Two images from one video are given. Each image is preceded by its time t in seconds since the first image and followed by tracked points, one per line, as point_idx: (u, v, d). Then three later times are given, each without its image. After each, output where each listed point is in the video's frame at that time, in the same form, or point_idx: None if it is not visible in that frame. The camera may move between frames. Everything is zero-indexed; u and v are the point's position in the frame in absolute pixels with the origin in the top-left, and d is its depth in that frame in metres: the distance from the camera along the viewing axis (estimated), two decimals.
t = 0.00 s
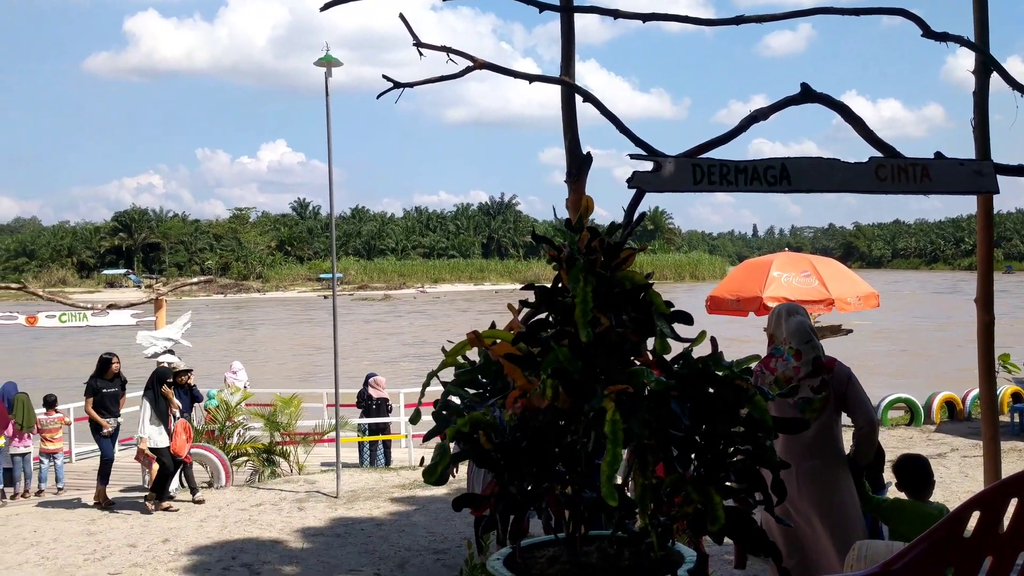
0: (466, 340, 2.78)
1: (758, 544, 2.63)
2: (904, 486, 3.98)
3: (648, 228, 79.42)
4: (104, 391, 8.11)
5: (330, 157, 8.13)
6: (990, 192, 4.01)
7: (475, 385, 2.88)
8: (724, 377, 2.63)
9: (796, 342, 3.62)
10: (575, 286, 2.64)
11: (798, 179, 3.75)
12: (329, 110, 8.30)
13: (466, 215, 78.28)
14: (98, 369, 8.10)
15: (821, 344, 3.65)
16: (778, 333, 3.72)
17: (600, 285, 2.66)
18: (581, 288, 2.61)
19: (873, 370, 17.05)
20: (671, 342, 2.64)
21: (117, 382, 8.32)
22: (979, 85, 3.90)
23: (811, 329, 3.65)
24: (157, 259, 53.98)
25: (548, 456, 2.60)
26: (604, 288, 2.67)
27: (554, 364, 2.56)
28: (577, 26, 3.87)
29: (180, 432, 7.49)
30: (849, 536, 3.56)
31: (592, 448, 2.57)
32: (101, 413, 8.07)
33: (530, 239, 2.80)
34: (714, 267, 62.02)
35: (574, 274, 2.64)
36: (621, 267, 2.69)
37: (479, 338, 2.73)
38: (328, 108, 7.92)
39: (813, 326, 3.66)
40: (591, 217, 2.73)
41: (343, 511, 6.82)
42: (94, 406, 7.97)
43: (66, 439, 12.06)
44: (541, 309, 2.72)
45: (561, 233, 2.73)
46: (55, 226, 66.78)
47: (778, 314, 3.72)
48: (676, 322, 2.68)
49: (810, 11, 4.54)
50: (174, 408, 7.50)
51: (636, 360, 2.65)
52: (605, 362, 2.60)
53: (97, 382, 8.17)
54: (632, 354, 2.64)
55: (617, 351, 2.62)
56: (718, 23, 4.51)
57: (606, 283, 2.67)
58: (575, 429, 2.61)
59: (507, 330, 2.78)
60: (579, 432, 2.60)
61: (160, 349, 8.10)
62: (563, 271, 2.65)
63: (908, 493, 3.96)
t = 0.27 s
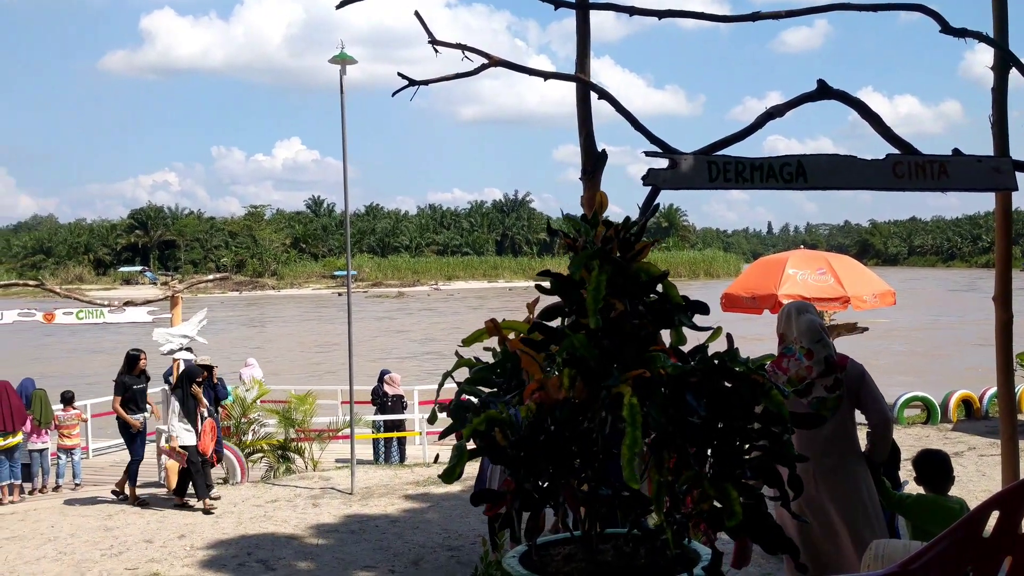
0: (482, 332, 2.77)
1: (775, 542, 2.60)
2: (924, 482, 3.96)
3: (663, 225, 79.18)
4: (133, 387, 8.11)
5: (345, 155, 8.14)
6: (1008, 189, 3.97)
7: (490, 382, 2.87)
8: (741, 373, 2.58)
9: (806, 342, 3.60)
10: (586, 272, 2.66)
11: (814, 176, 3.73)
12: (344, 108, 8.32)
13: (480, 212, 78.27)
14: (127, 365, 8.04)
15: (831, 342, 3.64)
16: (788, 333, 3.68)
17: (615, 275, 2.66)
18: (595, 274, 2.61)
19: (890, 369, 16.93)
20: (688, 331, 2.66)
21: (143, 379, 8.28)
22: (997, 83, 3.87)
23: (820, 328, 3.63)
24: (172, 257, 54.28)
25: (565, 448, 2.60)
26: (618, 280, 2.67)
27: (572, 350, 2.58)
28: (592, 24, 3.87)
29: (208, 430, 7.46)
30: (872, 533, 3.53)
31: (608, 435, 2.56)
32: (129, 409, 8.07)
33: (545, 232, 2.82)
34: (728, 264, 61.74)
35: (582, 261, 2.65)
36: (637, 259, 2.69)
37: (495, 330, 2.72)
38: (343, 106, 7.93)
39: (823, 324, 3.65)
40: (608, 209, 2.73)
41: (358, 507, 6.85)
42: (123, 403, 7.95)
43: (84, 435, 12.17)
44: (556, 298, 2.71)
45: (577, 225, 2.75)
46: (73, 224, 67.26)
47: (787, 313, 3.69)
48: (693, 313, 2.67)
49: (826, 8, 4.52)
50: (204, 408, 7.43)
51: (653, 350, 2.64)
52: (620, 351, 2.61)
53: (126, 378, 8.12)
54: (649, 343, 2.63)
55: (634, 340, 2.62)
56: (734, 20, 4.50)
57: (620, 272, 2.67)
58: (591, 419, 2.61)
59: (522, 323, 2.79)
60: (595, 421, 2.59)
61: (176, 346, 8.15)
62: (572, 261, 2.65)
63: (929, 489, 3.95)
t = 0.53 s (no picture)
0: (493, 331, 2.77)
1: (789, 541, 2.59)
2: (938, 481, 3.93)
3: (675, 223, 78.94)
4: (161, 382, 7.91)
5: (358, 152, 8.15)
6: None
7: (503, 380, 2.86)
8: (757, 371, 2.59)
9: (822, 340, 3.58)
10: (599, 272, 2.65)
11: (829, 174, 3.72)
12: (358, 106, 8.33)
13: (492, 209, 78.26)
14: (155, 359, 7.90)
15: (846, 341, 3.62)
16: (803, 330, 3.66)
17: (628, 274, 2.66)
18: (607, 274, 2.61)
19: (905, 368, 16.83)
20: (702, 330, 2.66)
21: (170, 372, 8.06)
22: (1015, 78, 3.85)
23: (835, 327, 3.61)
24: (186, 254, 54.56)
25: (578, 446, 2.60)
26: (631, 279, 2.66)
27: (581, 351, 2.57)
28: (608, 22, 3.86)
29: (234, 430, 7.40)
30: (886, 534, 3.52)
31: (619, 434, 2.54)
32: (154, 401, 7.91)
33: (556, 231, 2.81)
34: (741, 262, 61.52)
35: (593, 262, 2.65)
36: (650, 259, 2.68)
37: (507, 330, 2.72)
38: (357, 103, 7.95)
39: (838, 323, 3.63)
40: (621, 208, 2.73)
41: (371, 504, 6.87)
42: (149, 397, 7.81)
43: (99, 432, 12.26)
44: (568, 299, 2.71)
45: (588, 224, 2.75)
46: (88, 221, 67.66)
47: (803, 311, 3.67)
48: (706, 312, 2.67)
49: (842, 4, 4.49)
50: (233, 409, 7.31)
51: (666, 350, 2.64)
52: (634, 351, 2.61)
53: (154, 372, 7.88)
54: (662, 343, 2.63)
55: (647, 339, 2.62)
56: (749, 17, 4.48)
57: (633, 272, 2.66)
58: (604, 419, 2.59)
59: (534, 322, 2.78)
60: (607, 422, 2.58)
61: (190, 343, 8.18)
62: (582, 263, 2.66)
63: (943, 488, 3.92)
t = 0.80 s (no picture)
0: (508, 336, 2.78)
1: (804, 541, 2.58)
2: (948, 482, 3.91)
3: (688, 220, 78.71)
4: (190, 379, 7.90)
5: (370, 149, 8.16)
6: None
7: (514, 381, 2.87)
8: (769, 371, 2.59)
9: (837, 338, 3.56)
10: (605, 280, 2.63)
11: (842, 171, 3.70)
12: (370, 103, 8.34)
13: (503, 207, 78.26)
14: (185, 356, 7.96)
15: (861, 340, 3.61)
16: (817, 328, 3.64)
17: (635, 280, 2.64)
18: (611, 283, 2.59)
19: (920, 367, 16.73)
20: (712, 333, 2.64)
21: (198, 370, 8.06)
22: None
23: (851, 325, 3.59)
24: (199, 251, 54.83)
25: (590, 450, 2.59)
26: (639, 284, 2.65)
27: (592, 359, 2.55)
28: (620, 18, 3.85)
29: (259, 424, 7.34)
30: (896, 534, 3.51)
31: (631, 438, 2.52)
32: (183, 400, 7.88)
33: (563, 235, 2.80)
34: (754, 260, 61.30)
35: (601, 274, 2.63)
36: (659, 262, 2.66)
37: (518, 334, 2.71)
38: (369, 100, 7.96)
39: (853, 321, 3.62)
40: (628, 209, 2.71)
41: (382, 501, 6.88)
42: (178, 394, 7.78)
43: (113, 428, 12.35)
44: (578, 305, 2.71)
45: (595, 230, 2.71)
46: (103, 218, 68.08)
47: (817, 309, 3.66)
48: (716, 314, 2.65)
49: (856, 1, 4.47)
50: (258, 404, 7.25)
51: (677, 354, 2.62)
52: (644, 356, 2.58)
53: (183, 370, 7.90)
54: (673, 347, 2.60)
55: (656, 346, 2.59)
56: (763, 14, 4.46)
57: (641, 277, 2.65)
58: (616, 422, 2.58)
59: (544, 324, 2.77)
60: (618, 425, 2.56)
61: (202, 339, 8.17)
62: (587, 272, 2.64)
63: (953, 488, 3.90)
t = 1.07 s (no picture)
0: (521, 335, 2.79)
1: (819, 540, 2.58)
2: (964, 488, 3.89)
3: (700, 218, 78.42)
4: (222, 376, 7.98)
5: (383, 147, 8.16)
6: None
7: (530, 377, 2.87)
8: (785, 370, 2.59)
9: (857, 335, 3.55)
10: (622, 275, 2.63)
11: (858, 170, 3.68)
12: (383, 100, 8.35)
13: (516, 205, 78.24)
14: (215, 354, 8.00)
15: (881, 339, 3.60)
16: (837, 325, 3.63)
17: (651, 277, 2.63)
18: (631, 278, 2.59)
19: (935, 366, 16.62)
20: (727, 331, 2.62)
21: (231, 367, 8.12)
22: None
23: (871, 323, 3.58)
24: (213, 249, 55.06)
25: (604, 447, 2.58)
26: (655, 281, 2.63)
27: (607, 356, 2.53)
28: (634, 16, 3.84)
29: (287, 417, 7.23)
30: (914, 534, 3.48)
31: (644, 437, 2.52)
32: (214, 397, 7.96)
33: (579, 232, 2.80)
34: (767, 258, 61.00)
35: (614, 269, 2.64)
36: (674, 259, 2.66)
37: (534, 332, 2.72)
38: (382, 98, 7.96)
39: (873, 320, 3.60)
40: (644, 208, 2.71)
41: (395, 499, 6.90)
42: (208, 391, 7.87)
43: (128, 425, 12.44)
44: (594, 303, 2.71)
45: (613, 226, 2.73)
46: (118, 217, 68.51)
47: (837, 307, 3.65)
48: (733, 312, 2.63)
49: None
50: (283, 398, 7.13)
51: (692, 353, 2.61)
52: (659, 354, 2.58)
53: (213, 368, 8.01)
54: (688, 346, 2.60)
55: (671, 344, 2.58)
56: (777, 11, 4.44)
57: (657, 274, 2.64)
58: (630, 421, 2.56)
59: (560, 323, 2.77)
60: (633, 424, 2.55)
61: (216, 336, 8.26)
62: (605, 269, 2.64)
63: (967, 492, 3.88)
